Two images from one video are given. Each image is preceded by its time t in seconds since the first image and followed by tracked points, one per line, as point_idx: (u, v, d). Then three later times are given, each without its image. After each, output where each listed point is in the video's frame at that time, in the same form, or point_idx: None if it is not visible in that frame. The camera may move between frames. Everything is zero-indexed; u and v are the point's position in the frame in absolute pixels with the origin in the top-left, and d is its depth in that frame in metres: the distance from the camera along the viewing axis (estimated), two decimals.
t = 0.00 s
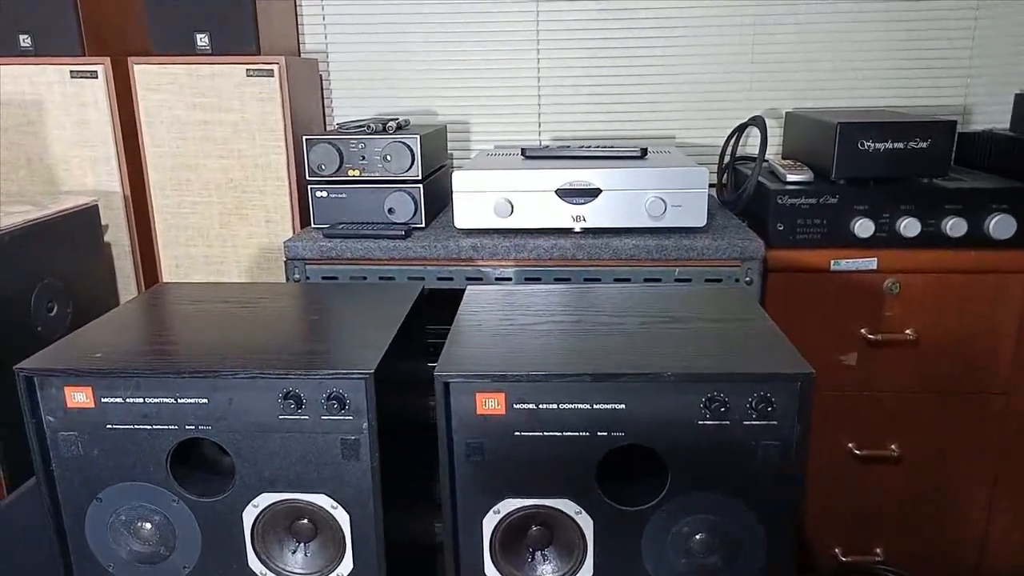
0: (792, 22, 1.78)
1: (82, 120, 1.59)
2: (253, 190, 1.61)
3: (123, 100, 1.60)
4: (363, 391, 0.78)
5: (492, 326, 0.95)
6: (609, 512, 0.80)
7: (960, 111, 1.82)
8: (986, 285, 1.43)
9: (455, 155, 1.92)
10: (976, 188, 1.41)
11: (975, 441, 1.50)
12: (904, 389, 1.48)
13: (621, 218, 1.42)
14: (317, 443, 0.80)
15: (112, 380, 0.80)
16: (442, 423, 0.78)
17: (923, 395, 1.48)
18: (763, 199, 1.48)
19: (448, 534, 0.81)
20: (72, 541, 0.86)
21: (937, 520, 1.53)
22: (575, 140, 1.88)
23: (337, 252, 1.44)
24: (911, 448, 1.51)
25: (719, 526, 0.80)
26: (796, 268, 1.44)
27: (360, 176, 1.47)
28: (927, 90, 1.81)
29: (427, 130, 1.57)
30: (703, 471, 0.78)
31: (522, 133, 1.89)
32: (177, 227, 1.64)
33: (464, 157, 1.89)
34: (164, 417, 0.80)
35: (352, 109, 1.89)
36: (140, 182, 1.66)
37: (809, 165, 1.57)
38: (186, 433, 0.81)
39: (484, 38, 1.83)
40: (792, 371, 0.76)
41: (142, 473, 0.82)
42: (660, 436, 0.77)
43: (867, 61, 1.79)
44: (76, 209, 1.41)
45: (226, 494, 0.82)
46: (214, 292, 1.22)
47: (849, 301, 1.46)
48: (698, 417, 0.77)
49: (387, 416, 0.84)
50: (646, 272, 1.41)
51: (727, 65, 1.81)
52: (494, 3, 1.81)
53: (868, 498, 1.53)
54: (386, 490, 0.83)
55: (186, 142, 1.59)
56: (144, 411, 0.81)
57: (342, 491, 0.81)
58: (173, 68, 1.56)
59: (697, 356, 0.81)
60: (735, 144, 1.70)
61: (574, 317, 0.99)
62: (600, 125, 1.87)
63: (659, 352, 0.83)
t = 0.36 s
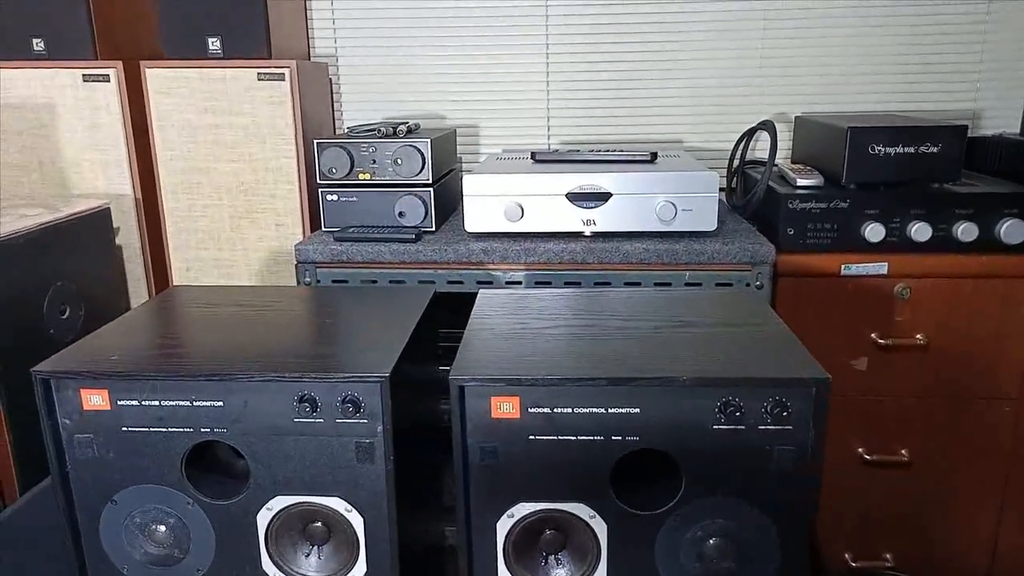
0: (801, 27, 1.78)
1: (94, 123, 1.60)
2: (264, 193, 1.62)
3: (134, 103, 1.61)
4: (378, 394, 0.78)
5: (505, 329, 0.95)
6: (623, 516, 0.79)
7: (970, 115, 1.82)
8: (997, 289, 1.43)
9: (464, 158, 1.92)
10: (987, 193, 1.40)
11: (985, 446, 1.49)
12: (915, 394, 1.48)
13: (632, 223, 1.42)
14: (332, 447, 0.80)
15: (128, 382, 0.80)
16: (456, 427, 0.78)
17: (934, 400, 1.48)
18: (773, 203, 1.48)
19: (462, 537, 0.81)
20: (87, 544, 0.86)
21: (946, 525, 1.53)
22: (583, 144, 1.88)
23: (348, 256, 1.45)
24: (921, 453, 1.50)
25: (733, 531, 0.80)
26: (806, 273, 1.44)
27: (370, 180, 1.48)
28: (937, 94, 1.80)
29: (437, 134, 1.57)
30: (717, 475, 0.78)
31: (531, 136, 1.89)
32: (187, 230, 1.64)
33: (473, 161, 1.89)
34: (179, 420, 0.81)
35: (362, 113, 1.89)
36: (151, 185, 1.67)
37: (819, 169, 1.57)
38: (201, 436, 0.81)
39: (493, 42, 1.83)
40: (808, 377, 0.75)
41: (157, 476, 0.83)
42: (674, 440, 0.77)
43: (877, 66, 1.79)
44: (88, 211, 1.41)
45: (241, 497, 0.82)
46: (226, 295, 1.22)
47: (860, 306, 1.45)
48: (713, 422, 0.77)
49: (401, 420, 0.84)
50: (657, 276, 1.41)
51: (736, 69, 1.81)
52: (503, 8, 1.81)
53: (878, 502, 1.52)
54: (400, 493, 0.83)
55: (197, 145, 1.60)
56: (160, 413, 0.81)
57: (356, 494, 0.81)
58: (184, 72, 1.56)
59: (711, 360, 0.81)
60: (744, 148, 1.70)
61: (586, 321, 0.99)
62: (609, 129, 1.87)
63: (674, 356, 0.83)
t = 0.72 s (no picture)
0: (811, 31, 1.78)
1: (106, 127, 1.60)
2: (274, 196, 1.62)
3: (146, 106, 1.62)
4: (393, 397, 0.78)
5: (517, 333, 0.95)
6: (637, 521, 0.79)
7: (980, 120, 1.81)
8: (1009, 295, 1.42)
9: (473, 162, 1.92)
10: (999, 197, 1.40)
11: (997, 452, 1.48)
12: (926, 400, 1.47)
13: (642, 227, 1.42)
14: (346, 450, 0.80)
15: (143, 384, 0.80)
16: (471, 430, 0.78)
17: (945, 405, 1.47)
18: (784, 207, 1.48)
19: (475, 541, 0.81)
20: (101, 546, 0.86)
21: (957, 530, 1.52)
22: (593, 148, 1.88)
23: (359, 259, 1.45)
24: (932, 458, 1.50)
25: (748, 536, 0.79)
26: (817, 277, 1.43)
27: (381, 184, 1.48)
28: (947, 99, 1.80)
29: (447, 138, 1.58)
30: (733, 480, 0.78)
31: (540, 140, 1.89)
32: (198, 233, 1.65)
33: (482, 165, 1.90)
34: (194, 422, 0.81)
35: (371, 117, 1.89)
36: (162, 188, 1.68)
37: (829, 174, 1.56)
38: (215, 439, 0.81)
39: (503, 46, 1.84)
40: (823, 381, 0.75)
41: (171, 478, 0.83)
42: (690, 444, 0.77)
43: (887, 70, 1.79)
44: (101, 213, 1.41)
45: (255, 500, 0.82)
46: (237, 298, 1.22)
47: (871, 311, 1.45)
48: (728, 427, 0.77)
49: (415, 423, 0.84)
50: (667, 280, 1.41)
51: (746, 72, 1.81)
52: (513, 12, 1.82)
53: (890, 508, 1.52)
54: (413, 497, 0.83)
55: (208, 148, 1.61)
56: (174, 415, 0.81)
57: (370, 498, 0.81)
58: (196, 75, 1.57)
59: (726, 365, 0.81)
60: (754, 153, 1.70)
61: (599, 324, 0.99)
62: (619, 133, 1.87)
63: (689, 360, 0.82)
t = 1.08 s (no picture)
0: (823, 36, 1.77)
1: (121, 131, 1.61)
2: (287, 200, 1.63)
3: (160, 111, 1.62)
4: (411, 403, 0.79)
5: (533, 338, 0.95)
6: (655, 526, 0.79)
7: (993, 125, 1.80)
8: None
9: (484, 166, 1.92)
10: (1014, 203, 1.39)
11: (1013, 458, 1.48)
12: (941, 406, 1.47)
13: (655, 232, 1.42)
14: (363, 454, 0.80)
15: (163, 388, 0.81)
16: (489, 435, 0.78)
17: (960, 412, 1.47)
18: (797, 213, 1.47)
19: (493, 547, 0.81)
20: (119, 549, 0.86)
21: (973, 538, 1.51)
22: (604, 152, 1.88)
23: (372, 263, 1.45)
24: (947, 465, 1.49)
25: (767, 542, 0.79)
26: (830, 283, 1.44)
27: (394, 188, 1.48)
28: (960, 104, 1.80)
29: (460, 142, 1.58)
30: (752, 487, 0.78)
31: (551, 145, 1.89)
32: (212, 237, 1.66)
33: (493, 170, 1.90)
34: (213, 426, 0.81)
35: (383, 121, 1.90)
36: (176, 192, 1.68)
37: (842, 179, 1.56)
38: (234, 443, 0.81)
39: (514, 51, 1.84)
40: (843, 388, 0.75)
41: (190, 482, 0.83)
42: (709, 451, 0.77)
43: (900, 76, 1.78)
44: (116, 217, 1.42)
45: (273, 504, 0.83)
46: (253, 302, 1.22)
47: (885, 317, 1.44)
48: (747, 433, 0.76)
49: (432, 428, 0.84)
50: (681, 286, 1.41)
51: (757, 78, 1.81)
52: (525, 16, 1.82)
53: (904, 515, 1.51)
54: (430, 502, 0.83)
55: (222, 153, 1.61)
56: (193, 419, 0.81)
57: (388, 502, 0.81)
58: (210, 80, 1.58)
59: (745, 371, 0.81)
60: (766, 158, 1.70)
61: (615, 330, 0.99)
62: (630, 137, 1.87)
63: (707, 366, 0.82)
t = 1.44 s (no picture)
0: (838, 40, 1.77)
1: (135, 134, 1.61)
2: (300, 203, 1.63)
3: (174, 114, 1.63)
4: (429, 406, 0.78)
5: (550, 341, 0.95)
6: (675, 532, 0.78)
7: (1010, 129, 1.79)
8: None
9: (496, 169, 1.92)
10: None
11: None
12: (958, 412, 1.45)
13: (670, 236, 1.41)
14: (380, 458, 0.80)
15: (180, 391, 0.81)
16: (507, 440, 0.78)
17: (978, 417, 1.45)
18: (812, 217, 1.46)
19: (510, 551, 0.81)
20: (135, 552, 0.86)
21: (990, 544, 1.50)
22: (616, 155, 1.88)
23: (385, 266, 1.45)
24: (964, 472, 1.47)
25: (787, 549, 0.78)
26: (846, 288, 1.42)
27: (407, 191, 1.48)
28: (976, 108, 1.78)
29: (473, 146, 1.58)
30: (773, 493, 0.77)
31: (563, 148, 1.89)
32: (225, 240, 1.66)
33: (505, 174, 1.90)
34: (230, 429, 0.81)
35: (395, 125, 1.90)
36: (189, 195, 1.68)
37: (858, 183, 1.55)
38: (251, 446, 0.81)
39: (527, 54, 1.84)
40: (865, 393, 0.74)
41: (206, 485, 0.83)
42: (728, 456, 0.76)
43: (915, 79, 1.77)
44: (131, 220, 1.42)
45: (290, 508, 0.82)
46: (267, 305, 1.22)
47: (901, 321, 1.43)
48: (768, 438, 0.76)
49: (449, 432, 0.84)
50: (695, 289, 1.40)
51: (771, 81, 1.80)
52: (537, 19, 1.82)
53: (920, 522, 1.49)
54: (447, 506, 0.82)
55: (235, 156, 1.62)
56: (210, 422, 0.81)
57: (404, 506, 0.81)
58: (224, 83, 1.58)
59: (764, 375, 0.80)
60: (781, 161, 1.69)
61: (631, 333, 0.98)
62: (642, 141, 1.86)
63: (726, 370, 0.82)
